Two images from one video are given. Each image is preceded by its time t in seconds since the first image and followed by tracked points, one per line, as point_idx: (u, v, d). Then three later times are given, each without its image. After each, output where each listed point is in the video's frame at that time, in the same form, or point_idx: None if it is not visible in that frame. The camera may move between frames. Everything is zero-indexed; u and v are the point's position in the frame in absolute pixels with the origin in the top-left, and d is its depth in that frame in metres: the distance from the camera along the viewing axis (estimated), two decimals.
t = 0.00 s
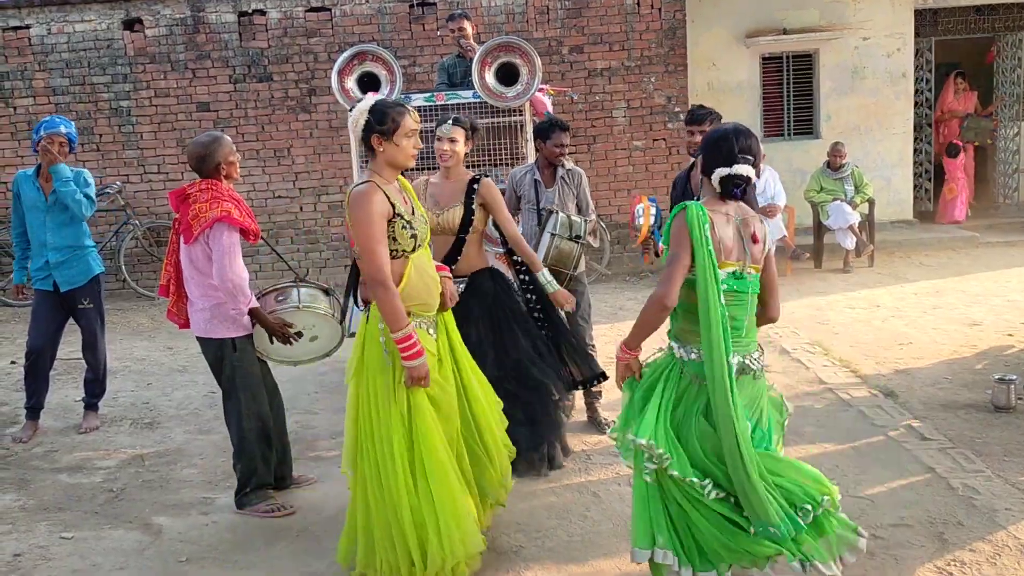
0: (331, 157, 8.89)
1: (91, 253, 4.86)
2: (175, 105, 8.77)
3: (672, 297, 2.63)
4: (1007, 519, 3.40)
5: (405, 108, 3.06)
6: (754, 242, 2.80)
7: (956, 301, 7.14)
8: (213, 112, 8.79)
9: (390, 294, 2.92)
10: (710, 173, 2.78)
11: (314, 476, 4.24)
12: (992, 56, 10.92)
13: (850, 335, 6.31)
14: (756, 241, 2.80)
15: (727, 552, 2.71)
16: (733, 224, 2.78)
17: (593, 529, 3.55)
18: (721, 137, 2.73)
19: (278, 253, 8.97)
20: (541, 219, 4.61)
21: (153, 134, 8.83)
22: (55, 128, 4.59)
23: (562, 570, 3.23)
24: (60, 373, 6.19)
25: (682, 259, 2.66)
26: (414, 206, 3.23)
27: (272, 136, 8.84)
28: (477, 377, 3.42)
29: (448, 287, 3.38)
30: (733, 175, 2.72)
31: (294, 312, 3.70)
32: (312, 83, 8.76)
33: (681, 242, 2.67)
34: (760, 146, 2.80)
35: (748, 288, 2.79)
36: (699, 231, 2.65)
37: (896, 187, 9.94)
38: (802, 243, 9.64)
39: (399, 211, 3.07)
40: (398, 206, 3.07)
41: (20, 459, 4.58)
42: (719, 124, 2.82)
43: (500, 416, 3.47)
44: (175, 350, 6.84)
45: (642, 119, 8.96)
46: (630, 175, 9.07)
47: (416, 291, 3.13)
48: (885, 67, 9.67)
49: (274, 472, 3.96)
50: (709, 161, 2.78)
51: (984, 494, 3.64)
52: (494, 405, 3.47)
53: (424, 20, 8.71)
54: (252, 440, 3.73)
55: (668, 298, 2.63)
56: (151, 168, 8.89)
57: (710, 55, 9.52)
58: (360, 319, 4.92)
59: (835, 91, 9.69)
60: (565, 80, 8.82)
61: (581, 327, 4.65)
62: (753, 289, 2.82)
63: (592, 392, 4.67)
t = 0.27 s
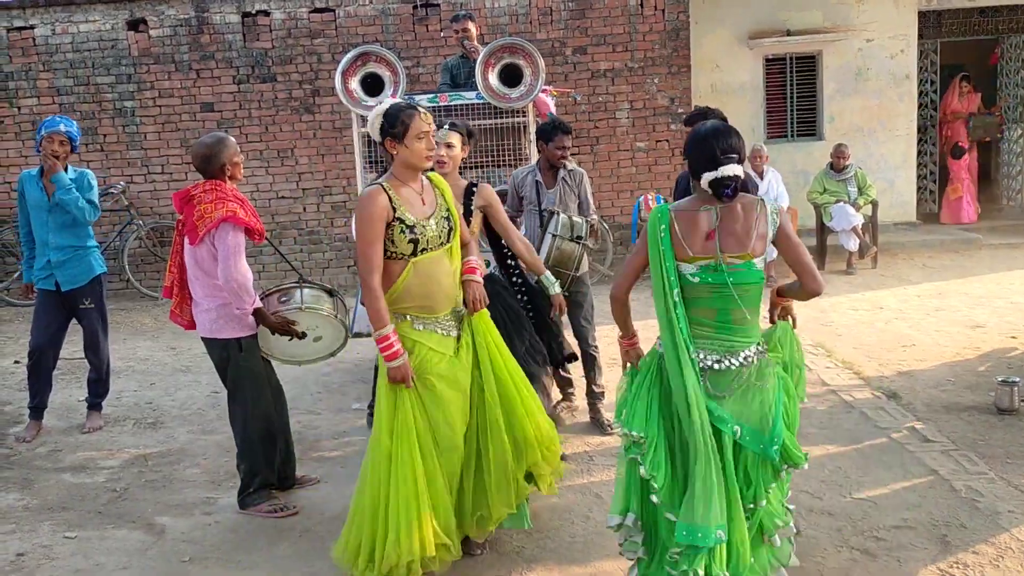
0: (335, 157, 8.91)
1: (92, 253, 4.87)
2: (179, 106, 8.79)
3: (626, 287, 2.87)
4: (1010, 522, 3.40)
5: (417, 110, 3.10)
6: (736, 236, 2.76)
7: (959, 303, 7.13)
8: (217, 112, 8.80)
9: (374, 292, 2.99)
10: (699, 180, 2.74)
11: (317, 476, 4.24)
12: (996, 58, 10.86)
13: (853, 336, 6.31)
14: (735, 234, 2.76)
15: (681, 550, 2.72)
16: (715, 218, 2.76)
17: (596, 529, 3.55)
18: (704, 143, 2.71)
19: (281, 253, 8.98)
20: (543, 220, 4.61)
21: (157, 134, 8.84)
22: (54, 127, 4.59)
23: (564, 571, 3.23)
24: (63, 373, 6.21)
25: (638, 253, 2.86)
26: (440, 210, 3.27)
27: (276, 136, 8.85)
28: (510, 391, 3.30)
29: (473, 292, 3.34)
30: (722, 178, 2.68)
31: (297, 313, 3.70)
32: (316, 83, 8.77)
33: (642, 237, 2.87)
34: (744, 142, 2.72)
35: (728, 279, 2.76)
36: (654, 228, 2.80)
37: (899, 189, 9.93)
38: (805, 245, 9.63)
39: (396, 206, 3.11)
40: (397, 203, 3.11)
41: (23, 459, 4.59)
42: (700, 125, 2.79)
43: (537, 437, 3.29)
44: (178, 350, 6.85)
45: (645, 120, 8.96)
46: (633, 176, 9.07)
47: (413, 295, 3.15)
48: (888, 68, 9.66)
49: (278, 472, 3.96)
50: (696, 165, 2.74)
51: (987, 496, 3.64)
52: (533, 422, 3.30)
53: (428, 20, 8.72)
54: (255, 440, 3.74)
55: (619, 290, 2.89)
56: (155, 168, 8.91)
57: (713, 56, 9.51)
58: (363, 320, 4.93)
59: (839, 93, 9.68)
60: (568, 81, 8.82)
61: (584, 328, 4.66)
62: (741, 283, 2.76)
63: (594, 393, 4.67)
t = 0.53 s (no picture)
0: (338, 158, 8.91)
1: (94, 253, 4.89)
2: (183, 106, 8.80)
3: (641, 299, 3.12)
4: (1013, 524, 3.40)
5: (423, 111, 3.14)
6: (736, 242, 2.82)
7: (963, 305, 7.12)
8: (220, 112, 8.81)
9: (373, 288, 3.14)
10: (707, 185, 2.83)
11: (320, 476, 4.25)
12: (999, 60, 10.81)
13: (856, 338, 6.30)
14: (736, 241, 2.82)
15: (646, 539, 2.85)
16: (718, 225, 2.85)
17: (598, 530, 3.55)
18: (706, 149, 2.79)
19: (285, 253, 8.99)
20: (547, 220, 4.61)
21: (161, 134, 8.85)
22: (55, 126, 4.59)
23: (567, 571, 3.23)
24: (67, 372, 6.22)
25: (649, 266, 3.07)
26: (453, 213, 3.25)
27: (280, 137, 8.86)
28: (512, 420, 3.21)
29: (469, 305, 3.21)
30: (726, 182, 2.76)
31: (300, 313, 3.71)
32: (320, 83, 8.78)
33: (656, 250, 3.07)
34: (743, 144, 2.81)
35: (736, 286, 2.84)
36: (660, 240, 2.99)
37: (903, 190, 9.92)
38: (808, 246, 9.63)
39: (399, 208, 3.18)
40: (400, 205, 3.18)
41: (27, 457, 4.60)
42: (696, 132, 2.87)
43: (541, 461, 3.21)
44: (182, 350, 6.86)
45: (649, 121, 8.96)
46: (636, 177, 9.07)
47: (411, 295, 3.20)
48: (892, 70, 9.66)
49: (281, 471, 3.97)
50: (700, 171, 2.83)
51: (990, 499, 3.64)
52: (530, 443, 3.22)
53: (431, 21, 8.73)
54: (258, 440, 3.74)
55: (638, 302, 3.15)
56: (158, 168, 8.92)
57: (717, 57, 9.51)
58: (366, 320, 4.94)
59: (842, 94, 9.68)
60: (571, 81, 8.83)
61: (587, 329, 4.66)
62: (749, 288, 2.84)
63: (597, 394, 4.67)
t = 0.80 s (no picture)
0: (341, 158, 8.92)
1: (96, 252, 4.89)
2: (186, 105, 8.81)
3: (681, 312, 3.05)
4: (1016, 526, 3.39)
5: (432, 109, 3.12)
6: (785, 255, 2.84)
7: (965, 307, 7.11)
8: (224, 112, 8.82)
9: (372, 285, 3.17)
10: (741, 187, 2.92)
11: (322, 476, 4.24)
12: (1004, 62, 10.75)
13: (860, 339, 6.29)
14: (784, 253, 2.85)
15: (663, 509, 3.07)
16: (762, 237, 2.88)
17: (600, 531, 3.55)
18: (741, 149, 2.90)
19: (287, 253, 9.00)
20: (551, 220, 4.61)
21: (164, 134, 8.86)
22: (59, 126, 4.62)
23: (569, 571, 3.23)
24: (69, 371, 6.22)
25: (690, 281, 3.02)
26: (459, 213, 3.22)
27: (283, 136, 8.86)
28: (485, 434, 3.13)
29: (458, 307, 3.13)
30: (761, 182, 2.84)
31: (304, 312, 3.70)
32: (323, 83, 8.79)
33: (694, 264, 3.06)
34: (780, 148, 2.91)
35: (798, 295, 2.89)
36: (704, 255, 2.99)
37: (906, 192, 9.91)
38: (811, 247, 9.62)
39: (403, 204, 3.19)
40: (406, 201, 3.20)
41: (29, 456, 4.61)
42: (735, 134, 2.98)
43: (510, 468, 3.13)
44: (184, 349, 6.86)
45: (651, 122, 8.95)
46: (638, 177, 9.07)
47: (411, 294, 3.21)
48: (896, 71, 9.65)
49: (283, 470, 3.97)
50: (736, 172, 2.92)
51: (993, 500, 3.63)
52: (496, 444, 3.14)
53: (435, 21, 8.73)
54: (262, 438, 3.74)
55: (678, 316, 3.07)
56: (161, 168, 8.93)
57: (720, 58, 9.50)
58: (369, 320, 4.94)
59: (845, 95, 9.67)
60: (574, 82, 8.82)
61: (590, 329, 4.65)
62: (804, 293, 2.89)
63: (600, 394, 4.67)
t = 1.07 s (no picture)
0: (344, 158, 8.93)
1: (100, 252, 4.89)
2: (189, 106, 8.82)
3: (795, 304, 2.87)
4: (1018, 528, 3.39)
5: (443, 112, 3.12)
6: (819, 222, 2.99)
7: (968, 308, 7.11)
8: (227, 112, 8.83)
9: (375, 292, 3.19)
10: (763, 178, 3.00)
11: (324, 476, 4.25)
12: (1006, 63, 10.75)
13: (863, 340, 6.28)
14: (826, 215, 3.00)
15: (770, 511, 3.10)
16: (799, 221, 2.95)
17: (602, 532, 3.55)
18: (767, 142, 2.96)
19: (290, 253, 9.01)
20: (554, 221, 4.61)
21: (167, 134, 8.88)
22: (64, 127, 4.64)
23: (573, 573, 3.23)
24: (72, 371, 6.23)
25: (793, 270, 2.87)
26: (465, 219, 3.21)
27: (285, 137, 8.87)
28: (474, 447, 3.12)
29: (458, 313, 3.14)
30: (781, 176, 2.93)
31: (306, 312, 3.71)
32: (326, 84, 8.80)
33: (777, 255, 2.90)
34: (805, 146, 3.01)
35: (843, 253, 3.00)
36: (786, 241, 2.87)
37: (909, 193, 9.91)
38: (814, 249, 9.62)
39: (408, 208, 3.20)
40: (411, 205, 3.21)
41: (32, 455, 4.62)
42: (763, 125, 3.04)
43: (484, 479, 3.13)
44: (187, 349, 6.87)
45: (654, 123, 8.95)
46: (641, 178, 9.06)
47: (414, 300, 3.22)
48: (898, 73, 9.64)
49: (285, 471, 3.97)
50: (760, 163, 2.99)
51: (996, 502, 3.63)
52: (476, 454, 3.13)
53: (437, 22, 8.74)
54: (266, 438, 3.75)
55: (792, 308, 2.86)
56: (164, 168, 8.94)
57: (723, 59, 9.51)
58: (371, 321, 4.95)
59: (848, 96, 9.66)
60: (577, 83, 8.83)
61: (592, 330, 4.66)
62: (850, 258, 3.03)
63: (602, 395, 4.67)
